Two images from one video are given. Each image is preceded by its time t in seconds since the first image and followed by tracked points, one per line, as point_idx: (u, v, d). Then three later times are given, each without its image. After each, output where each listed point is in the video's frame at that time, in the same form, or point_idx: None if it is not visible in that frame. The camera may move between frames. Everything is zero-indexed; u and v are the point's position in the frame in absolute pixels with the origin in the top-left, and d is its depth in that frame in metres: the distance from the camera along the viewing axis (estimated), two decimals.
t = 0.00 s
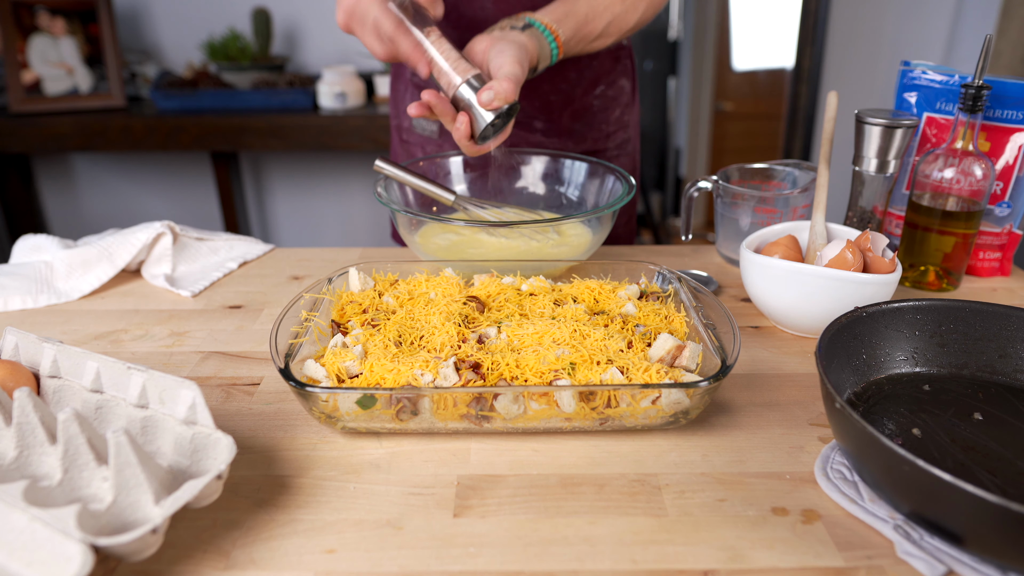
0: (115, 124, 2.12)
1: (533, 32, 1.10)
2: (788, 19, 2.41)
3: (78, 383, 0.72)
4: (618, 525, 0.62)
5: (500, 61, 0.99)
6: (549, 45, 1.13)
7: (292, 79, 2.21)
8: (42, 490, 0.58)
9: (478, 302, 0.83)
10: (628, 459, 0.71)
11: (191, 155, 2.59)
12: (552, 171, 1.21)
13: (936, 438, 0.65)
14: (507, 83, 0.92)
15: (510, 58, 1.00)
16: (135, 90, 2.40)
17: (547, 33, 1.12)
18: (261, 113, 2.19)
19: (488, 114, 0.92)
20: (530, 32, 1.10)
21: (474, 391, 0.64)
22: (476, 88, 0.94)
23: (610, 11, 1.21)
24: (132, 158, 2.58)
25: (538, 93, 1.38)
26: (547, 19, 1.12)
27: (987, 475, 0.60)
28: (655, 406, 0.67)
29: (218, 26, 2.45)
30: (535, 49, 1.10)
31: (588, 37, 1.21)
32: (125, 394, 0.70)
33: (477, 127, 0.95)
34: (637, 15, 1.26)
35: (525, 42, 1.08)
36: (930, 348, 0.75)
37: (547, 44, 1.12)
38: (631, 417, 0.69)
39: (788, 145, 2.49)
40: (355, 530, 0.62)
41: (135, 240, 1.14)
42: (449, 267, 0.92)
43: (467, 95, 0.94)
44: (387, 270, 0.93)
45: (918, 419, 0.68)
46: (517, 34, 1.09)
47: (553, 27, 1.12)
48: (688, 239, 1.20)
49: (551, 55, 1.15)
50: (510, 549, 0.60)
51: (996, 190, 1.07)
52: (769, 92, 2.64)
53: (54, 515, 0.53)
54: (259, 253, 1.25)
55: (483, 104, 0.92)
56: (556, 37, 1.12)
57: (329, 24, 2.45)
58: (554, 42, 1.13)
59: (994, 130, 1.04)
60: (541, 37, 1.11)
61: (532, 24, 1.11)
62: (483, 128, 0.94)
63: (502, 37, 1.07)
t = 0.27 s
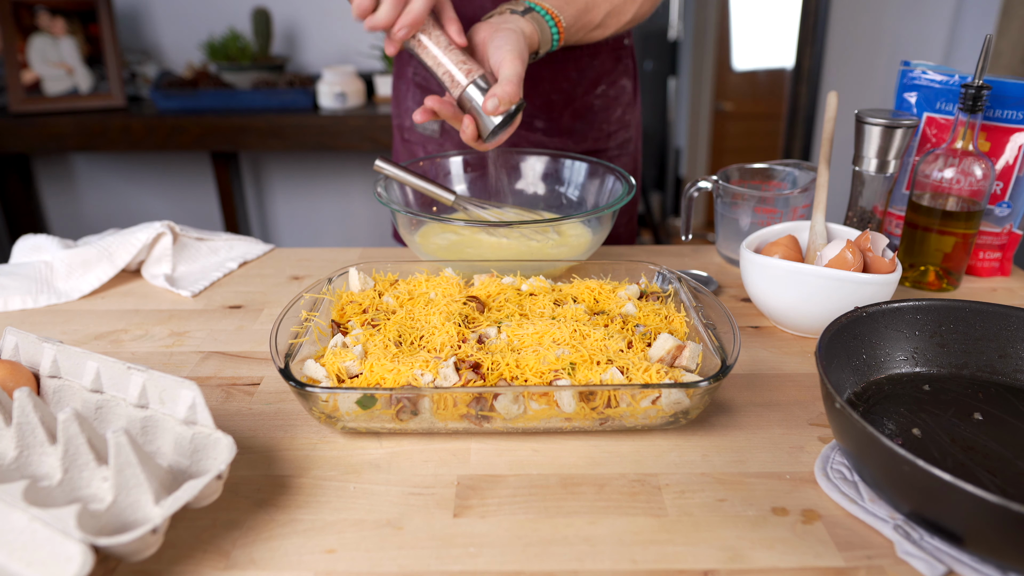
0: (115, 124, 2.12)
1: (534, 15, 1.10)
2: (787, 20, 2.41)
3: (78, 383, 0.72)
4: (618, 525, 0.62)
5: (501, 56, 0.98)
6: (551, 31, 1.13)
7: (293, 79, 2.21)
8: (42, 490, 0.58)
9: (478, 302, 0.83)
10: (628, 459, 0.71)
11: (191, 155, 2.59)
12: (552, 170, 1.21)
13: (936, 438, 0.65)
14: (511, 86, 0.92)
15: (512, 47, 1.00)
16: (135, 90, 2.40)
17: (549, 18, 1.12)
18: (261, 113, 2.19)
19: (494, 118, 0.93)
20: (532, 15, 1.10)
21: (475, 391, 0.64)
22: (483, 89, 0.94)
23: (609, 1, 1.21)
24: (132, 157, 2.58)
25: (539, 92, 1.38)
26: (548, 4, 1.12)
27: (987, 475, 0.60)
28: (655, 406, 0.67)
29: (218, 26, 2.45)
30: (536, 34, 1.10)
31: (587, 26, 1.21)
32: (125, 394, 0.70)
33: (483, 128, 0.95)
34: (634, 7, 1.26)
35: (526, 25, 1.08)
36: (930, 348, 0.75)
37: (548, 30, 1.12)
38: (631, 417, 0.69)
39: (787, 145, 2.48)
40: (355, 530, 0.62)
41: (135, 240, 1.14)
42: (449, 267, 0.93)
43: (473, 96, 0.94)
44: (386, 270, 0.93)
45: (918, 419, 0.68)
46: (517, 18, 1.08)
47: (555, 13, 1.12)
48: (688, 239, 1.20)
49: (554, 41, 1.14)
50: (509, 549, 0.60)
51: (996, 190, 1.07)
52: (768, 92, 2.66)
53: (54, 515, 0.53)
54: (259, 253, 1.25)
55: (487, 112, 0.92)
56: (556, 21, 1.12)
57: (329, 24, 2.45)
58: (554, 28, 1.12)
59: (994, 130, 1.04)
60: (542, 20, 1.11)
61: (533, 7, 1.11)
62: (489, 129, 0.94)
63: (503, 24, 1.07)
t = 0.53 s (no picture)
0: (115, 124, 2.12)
1: (532, 23, 1.11)
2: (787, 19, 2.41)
3: (78, 383, 0.72)
4: (618, 525, 0.62)
5: (496, 63, 0.98)
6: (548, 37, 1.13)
7: (293, 79, 2.21)
8: (42, 490, 0.58)
9: (478, 302, 0.83)
10: (628, 459, 0.71)
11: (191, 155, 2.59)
12: (551, 171, 1.21)
13: (936, 438, 0.65)
14: (504, 91, 0.92)
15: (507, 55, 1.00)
16: (135, 90, 2.40)
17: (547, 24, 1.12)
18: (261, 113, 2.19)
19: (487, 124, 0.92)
20: (529, 23, 1.11)
21: (475, 390, 0.64)
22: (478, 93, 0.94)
23: (609, 4, 1.21)
24: (132, 157, 2.58)
25: (538, 91, 1.39)
26: (546, 10, 1.12)
27: (987, 475, 0.60)
28: (655, 406, 0.67)
29: (218, 26, 2.45)
30: (533, 42, 1.10)
31: (587, 30, 1.21)
32: (125, 394, 0.70)
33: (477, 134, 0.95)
34: (635, 8, 1.26)
35: (523, 35, 1.08)
36: (930, 348, 0.75)
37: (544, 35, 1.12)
38: (631, 417, 0.69)
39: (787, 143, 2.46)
40: (355, 530, 0.62)
41: (135, 240, 1.14)
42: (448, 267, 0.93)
43: (467, 101, 0.94)
44: (386, 270, 0.93)
45: (918, 419, 0.68)
46: (515, 27, 1.09)
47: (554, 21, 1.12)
48: (688, 239, 1.20)
49: (550, 49, 1.15)
50: (510, 549, 0.60)
51: (996, 190, 1.07)
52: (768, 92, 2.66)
53: (54, 515, 0.53)
54: (259, 253, 1.25)
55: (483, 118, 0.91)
56: (555, 30, 1.12)
57: (329, 24, 2.45)
58: (552, 34, 1.13)
59: (994, 130, 1.04)
60: (539, 29, 1.11)
61: (531, 16, 1.12)
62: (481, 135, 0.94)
63: (501, 31, 1.07)
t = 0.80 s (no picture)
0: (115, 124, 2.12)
1: (541, 12, 1.11)
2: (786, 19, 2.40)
3: (78, 383, 0.72)
4: (618, 525, 0.62)
5: (501, 41, 0.99)
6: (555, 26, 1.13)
7: (292, 79, 2.21)
8: (42, 490, 0.58)
9: (478, 302, 0.83)
10: (628, 459, 0.71)
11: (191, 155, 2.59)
12: (552, 171, 1.21)
13: (936, 438, 0.65)
14: (507, 62, 0.92)
15: (511, 36, 1.00)
16: (135, 90, 2.40)
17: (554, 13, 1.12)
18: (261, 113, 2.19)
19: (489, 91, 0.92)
20: (538, 12, 1.10)
21: (474, 391, 0.64)
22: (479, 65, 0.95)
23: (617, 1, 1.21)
24: (132, 158, 2.58)
25: (539, 92, 1.38)
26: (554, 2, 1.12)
27: (987, 475, 0.60)
28: (655, 406, 0.67)
29: (218, 26, 2.45)
30: (541, 28, 1.09)
31: (595, 25, 1.21)
32: (125, 394, 0.70)
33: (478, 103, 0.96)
34: (641, 10, 1.25)
35: (532, 23, 1.08)
36: (930, 348, 0.75)
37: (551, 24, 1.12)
38: (631, 417, 0.69)
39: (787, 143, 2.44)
40: (355, 530, 0.62)
41: (135, 240, 1.14)
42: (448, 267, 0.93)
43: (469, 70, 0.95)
44: (385, 270, 0.93)
45: (918, 419, 0.68)
46: (523, 14, 1.09)
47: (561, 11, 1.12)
48: (688, 238, 1.20)
49: (557, 39, 1.15)
50: (510, 549, 0.60)
51: (996, 190, 1.07)
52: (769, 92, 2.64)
53: (54, 515, 0.53)
54: (259, 253, 1.25)
55: (484, 85, 0.91)
56: (562, 18, 1.12)
57: (328, 24, 2.45)
58: (560, 24, 1.13)
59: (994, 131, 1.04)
60: (547, 18, 1.11)
61: (540, 6, 1.11)
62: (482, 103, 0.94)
63: (508, 16, 1.08)
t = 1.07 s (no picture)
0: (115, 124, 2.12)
1: (541, 17, 1.11)
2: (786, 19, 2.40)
3: (78, 383, 0.72)
4: (618, 525, 0.62)
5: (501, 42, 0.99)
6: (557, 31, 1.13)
7: (292, 79, 2.21)
8: (42, 490, 0.58)
9: (478, 302, 0.83)
10: (628, 459, 0.71)
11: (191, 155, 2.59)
12: (552, 171, 1.21)
13: (936, 438, 0.65)
14: (507, 61, 0.92)
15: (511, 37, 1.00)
16: (135, 90, 2.40)
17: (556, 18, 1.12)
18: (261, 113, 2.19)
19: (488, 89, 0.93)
20: (539, 17, 1.10)
21: (475, 391, 0.64)
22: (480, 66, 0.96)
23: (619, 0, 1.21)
24: (132, 158, 2.58)
25: (539, 92, 1.38)
26: (554, 6, 1.13)
27: (987, 475, 0.60)
28: (655, 406, 0.67)
29: (218, 26, 2.45)
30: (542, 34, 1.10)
31: (598, 26, 1.21)
32: (125, 394, 0.70)
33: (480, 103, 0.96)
34: (642, 9, 1.25)
35: (533, 27, 1.08)
36: (930, 348, 0.75)
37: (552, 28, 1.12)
38: (631, 417, 0.69)
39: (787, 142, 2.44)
40: (355, 530, 0.62)
41: (135, 240, 1.14)
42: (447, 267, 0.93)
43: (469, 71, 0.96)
44: (384, 270, 0.93)
45: (918, 419, 0.68)
46: (523, 18, 1.09)
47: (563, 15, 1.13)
48: (688, 238, 1.20)
49: (560, 42, 1.15)
50: (510, 549, 0.60)
51: (996, 190, 1.07)
52: (769, 93, 2.63)
53: (54, 515, 0.53)
54: (259, 253, 1.25)
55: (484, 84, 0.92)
56: (563, 21, 1.12)
57: (328, 24, 2.45)
58: (561, 29, 1.13)
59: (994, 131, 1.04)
60: (548, 23, 1.11)
61: (540, 11, 1.12)
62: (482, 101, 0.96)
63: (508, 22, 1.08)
